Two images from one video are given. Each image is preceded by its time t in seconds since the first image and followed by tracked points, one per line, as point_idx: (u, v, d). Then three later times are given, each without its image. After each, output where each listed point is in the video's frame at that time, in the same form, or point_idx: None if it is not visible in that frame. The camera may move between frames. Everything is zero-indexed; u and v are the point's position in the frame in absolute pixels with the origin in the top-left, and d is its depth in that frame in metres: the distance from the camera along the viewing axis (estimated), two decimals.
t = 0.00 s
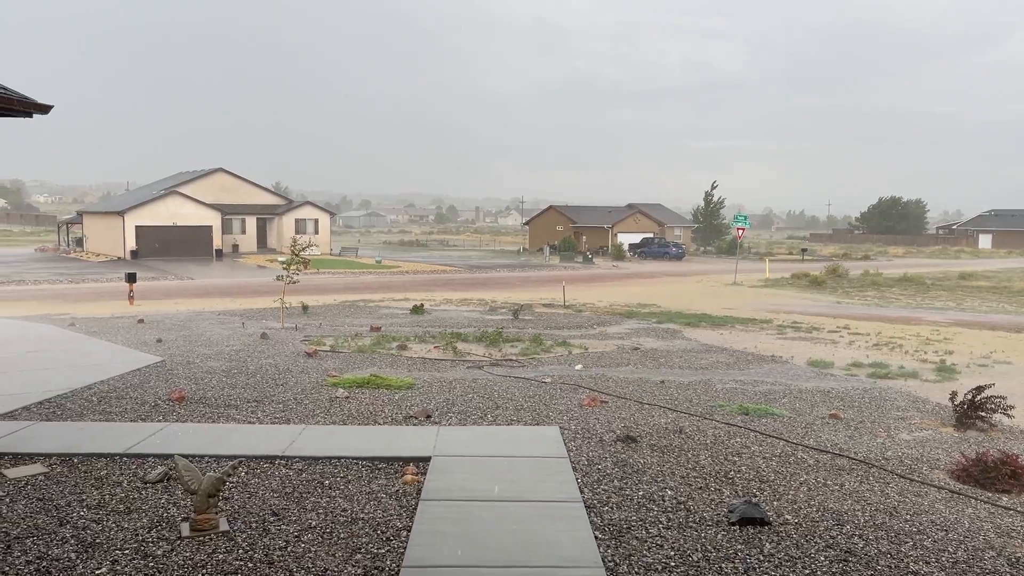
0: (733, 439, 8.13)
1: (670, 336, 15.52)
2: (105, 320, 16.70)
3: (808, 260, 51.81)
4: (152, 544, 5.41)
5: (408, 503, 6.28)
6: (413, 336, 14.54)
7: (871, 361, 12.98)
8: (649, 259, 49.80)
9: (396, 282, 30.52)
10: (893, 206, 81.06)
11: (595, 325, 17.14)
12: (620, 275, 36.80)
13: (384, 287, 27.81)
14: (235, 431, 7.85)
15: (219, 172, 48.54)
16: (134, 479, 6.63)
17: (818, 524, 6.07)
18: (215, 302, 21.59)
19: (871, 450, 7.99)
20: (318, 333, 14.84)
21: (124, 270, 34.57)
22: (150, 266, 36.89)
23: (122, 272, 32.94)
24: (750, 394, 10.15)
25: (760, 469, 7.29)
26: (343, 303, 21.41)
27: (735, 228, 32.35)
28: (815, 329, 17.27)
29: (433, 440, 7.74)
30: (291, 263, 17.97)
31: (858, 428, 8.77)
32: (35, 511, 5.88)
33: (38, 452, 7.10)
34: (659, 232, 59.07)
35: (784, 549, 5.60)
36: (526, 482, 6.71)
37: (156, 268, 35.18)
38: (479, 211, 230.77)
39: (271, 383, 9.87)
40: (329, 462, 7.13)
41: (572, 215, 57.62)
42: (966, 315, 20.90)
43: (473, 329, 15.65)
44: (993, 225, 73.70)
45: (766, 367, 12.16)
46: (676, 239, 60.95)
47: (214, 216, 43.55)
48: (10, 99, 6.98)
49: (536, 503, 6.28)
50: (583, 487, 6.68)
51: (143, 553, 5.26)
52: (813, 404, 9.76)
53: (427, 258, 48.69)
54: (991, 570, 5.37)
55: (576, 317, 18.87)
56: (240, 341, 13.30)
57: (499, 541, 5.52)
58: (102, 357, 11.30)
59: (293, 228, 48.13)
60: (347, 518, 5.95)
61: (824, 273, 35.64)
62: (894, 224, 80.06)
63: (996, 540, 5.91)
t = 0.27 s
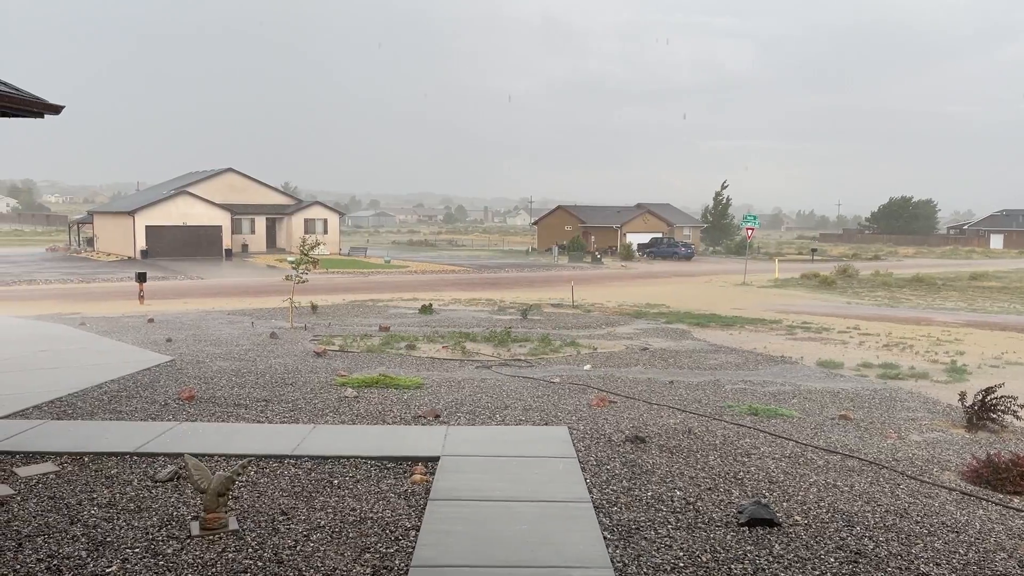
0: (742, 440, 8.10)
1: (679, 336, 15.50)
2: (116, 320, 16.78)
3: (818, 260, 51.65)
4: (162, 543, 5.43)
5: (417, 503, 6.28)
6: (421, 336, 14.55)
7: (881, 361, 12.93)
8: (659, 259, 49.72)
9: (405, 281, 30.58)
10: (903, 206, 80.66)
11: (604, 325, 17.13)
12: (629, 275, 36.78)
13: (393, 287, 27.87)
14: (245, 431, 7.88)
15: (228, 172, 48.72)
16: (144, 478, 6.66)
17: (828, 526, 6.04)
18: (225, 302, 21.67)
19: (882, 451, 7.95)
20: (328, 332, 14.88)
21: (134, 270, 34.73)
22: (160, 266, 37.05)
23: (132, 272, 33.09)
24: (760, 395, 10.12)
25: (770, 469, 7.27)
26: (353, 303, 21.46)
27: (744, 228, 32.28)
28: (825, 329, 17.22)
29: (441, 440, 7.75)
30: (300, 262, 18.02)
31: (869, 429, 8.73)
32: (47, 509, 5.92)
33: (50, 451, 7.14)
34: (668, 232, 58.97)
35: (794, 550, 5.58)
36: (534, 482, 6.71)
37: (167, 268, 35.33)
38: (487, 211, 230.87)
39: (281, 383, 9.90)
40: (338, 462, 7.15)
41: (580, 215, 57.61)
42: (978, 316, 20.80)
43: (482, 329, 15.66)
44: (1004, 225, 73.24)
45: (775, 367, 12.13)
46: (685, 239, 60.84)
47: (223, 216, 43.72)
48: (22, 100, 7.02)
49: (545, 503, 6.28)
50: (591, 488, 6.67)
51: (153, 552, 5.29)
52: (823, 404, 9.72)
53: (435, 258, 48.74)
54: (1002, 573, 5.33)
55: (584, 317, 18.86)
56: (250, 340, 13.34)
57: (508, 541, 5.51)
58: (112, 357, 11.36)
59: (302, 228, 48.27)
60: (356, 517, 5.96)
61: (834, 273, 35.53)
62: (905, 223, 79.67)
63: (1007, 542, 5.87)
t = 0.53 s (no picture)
0: (748, 440, 8.09)
1: (685, 336, 15.49)
2: (123, 319, 16.83)
3: (824, 260, 51.54)
4: (169, 541, 5.45)
5: (422, 502, 6.29)
6: (427, 336, 14.57)
7: (887, 362, 12.91)
8: (665, 259, 49.67)
9: (411, 281, 30.63)
10: (911, 206, 80.43)
11: (610, 325, 17.13)
12: (635, 275, 36.76)
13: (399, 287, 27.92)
14: (251, 430, 7.89)
15: (234, 172, 48.84)
16: (151, 476, 6.69)
17: (834, 526, 6.02)
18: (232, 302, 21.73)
19: (888, 452, 7.93)
20: (334, 332, 14.91)
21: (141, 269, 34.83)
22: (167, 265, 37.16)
23: (139, 271, 33.20)
24: (766, 395, 10.10)
25: (776, 470, 7.25)
26: (359, 303, 21.51)
27: (751, 228, 32.22)
28: (831, 329, 17.20)
29: (447, 439, 7.76)
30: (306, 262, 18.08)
31: (875, 430, 8.70)
32: (54, 508, 5.94)
33: (57, 449, 7.17)
34: (674, 232, 58.94)
35: (800, 550, 5.57)
36: (540, 482, 6.71)
37: (173, 268, 35.42)
38: (493, 212, 230.98)
39: (286, 382, 9.92)
40: (344, 461, 7.16)
41: (586, 214, 57.60)
42: (985, 316, 20.72)
43: (488, 329, 15.68)
44: (1012, 225, 72.95)
45: (781, 368, 12.11)
46: (691, 239, 60.81)
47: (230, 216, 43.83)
48: (30, 100, 7.06)
49: (550, 503, 6.27)
50: (597, 488, 6.66)
51: (160, 550, 5.30)
52: (829, 405, 9.69)
53: (441, 258, 48.79)
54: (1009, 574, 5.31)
55: (590, 317, 18.85)
56: (256, 340, 13.38)
57: (512, 541, 5.52)
58: (119, 356, 11.40)
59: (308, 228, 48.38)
60: (361, 517, 5.96)
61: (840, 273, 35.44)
62: (912, 223, 79.43)
63: (1014, 543, 5.84)
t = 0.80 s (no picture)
0: (751, 440, 8.09)
1: (688, 336, 15.49)
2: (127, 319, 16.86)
3: (827, 260, 51.52)
4: (172, 541, 5.46)
5: (425, 502, 6.29)
6: (430, 335, 14.58)
7: (891, 362, 12.90)
8: (668, 259, 49.66)
9: (414, 281, 30.65)
10: (914, 206, 80.35)
11: (613, 325, 17.13)
12: (638, 275, 36.75)
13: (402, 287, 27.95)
14: (254, 430, 7.90)
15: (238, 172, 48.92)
16: (155, 475, 6.71)
17: (838, 526, 6.02)
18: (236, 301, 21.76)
19: (891, 452, 7.92)
20: (337, 332, 14.93)
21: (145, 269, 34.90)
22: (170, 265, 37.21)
23: (143, 271, 33.25)
24: (769, 395, 10.09)
25: (779, 470, 7.25)
26: (362, 302, 21.54)
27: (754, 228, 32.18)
28: (835, 329, 17.19)
29: (450, 439, 7.76)
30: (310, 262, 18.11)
31: (878, 430, 8.69)
32: (57, 507, 5.95)
33: (61, 449, 7.18)
34: (677, 232, 58.91)
35: (803, 551, 5.57)
36: (543, 482, 6.71)
37: (177, 267, 35.47)
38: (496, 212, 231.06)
39: (290, 381, 9.93)
40: (348, 461, 7.16)
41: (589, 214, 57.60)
42: (989, 316, 20.70)
43: (491, 329, 15.69)
44: (1016, 225, 72.81)
45: (785, 368, 12.10)
46: (694, 239, 60.79)
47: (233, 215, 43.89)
48: (34, 100, 7.08)
49: (553, 503, 6.28)
50: (600, 488, 6.66)
51: (164, 549, 5.31)
52: (832, 405, 9.68)
53: (444, 258, 48.82)
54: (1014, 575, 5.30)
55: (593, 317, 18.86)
56: (259, 339, 13.40)
57: (516, 540, 5.52)
58: (123, 355, 11.42)
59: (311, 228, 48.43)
60: (364, 517, 5.97)
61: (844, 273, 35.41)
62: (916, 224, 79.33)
63: (1018, 544, 5.84)
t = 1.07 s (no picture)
0: (752, 440, 8.09)
1: (689, 336, 15.50)
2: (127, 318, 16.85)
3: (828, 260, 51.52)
4: (173, 540, 5.46)
5: (426, 502, 6.29)
6: (431, 335, 14.58)
7: (891, 362, 12.90)
8: (668, 259, 49.66)
9: (415, 281, 30.66)
10: (915, 206, 80.37)
11: (613, 325, 17.14)
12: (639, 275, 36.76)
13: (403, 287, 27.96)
14: (255, 430, 7.90)
15: (239, 172, 48.94)
16: (155, 475, 6.71)
17: (838, 527, 6.03)
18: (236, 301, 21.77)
19: (892, 452, 7.92)
20: (337, 331, 14.93)
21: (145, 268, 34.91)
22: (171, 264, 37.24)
23: (143, 271, 33.26)
24: (770, 395, 10.09)
25: (780, 470, 7.25)
26: (362, 302, 21.55)
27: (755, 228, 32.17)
28: (835, 330, 17.19)
29: (451, 439, 7.76)
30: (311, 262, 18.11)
31: (879, 431, 8.69)
32: (58, 507, 5.95)
33: (61, 449, 7.18)
34: (678, 232, 58.92)
35: (803, 551, 5.57)
36: (544, 482, 6.71)
37: (178, 267, 35.48)
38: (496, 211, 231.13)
39: (290, 381, 9.94)
40: (348, 461, 7.16)
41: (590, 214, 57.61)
42: (989, 317, 20.70)
43: (492, 329, 15.70)
44: (1017, 225, 72.80)
45: (785, 368, 12.10)
46: (695, 239, 60.80)
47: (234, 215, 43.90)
48: (37, 99, 7.09)
49: (554, 503, 6.28)
50: (600, 488, 6.66)
51: (164, 549, 5.32)
52: (833, 405, 9.68)
53: (445, 258, 48.83)
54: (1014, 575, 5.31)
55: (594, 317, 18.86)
56: (260, 339, 13.41)
57: (517, 540, 5.53)
58: (124, 355, 11.43)
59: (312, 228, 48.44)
60: (365, 516, 5.97)
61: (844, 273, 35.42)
62: (917, 224, 79.34)
63: (1019, 544, 5.84)
